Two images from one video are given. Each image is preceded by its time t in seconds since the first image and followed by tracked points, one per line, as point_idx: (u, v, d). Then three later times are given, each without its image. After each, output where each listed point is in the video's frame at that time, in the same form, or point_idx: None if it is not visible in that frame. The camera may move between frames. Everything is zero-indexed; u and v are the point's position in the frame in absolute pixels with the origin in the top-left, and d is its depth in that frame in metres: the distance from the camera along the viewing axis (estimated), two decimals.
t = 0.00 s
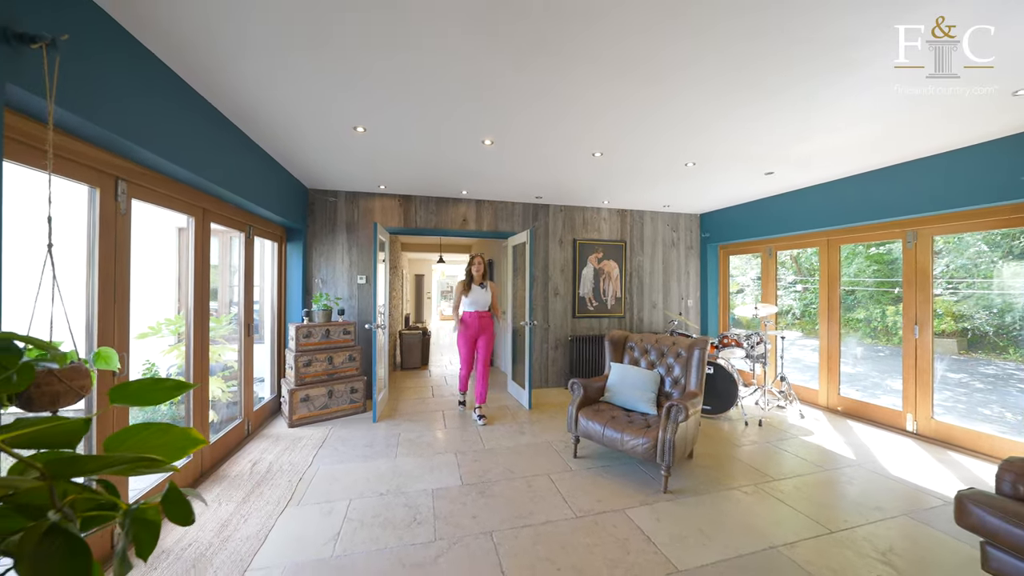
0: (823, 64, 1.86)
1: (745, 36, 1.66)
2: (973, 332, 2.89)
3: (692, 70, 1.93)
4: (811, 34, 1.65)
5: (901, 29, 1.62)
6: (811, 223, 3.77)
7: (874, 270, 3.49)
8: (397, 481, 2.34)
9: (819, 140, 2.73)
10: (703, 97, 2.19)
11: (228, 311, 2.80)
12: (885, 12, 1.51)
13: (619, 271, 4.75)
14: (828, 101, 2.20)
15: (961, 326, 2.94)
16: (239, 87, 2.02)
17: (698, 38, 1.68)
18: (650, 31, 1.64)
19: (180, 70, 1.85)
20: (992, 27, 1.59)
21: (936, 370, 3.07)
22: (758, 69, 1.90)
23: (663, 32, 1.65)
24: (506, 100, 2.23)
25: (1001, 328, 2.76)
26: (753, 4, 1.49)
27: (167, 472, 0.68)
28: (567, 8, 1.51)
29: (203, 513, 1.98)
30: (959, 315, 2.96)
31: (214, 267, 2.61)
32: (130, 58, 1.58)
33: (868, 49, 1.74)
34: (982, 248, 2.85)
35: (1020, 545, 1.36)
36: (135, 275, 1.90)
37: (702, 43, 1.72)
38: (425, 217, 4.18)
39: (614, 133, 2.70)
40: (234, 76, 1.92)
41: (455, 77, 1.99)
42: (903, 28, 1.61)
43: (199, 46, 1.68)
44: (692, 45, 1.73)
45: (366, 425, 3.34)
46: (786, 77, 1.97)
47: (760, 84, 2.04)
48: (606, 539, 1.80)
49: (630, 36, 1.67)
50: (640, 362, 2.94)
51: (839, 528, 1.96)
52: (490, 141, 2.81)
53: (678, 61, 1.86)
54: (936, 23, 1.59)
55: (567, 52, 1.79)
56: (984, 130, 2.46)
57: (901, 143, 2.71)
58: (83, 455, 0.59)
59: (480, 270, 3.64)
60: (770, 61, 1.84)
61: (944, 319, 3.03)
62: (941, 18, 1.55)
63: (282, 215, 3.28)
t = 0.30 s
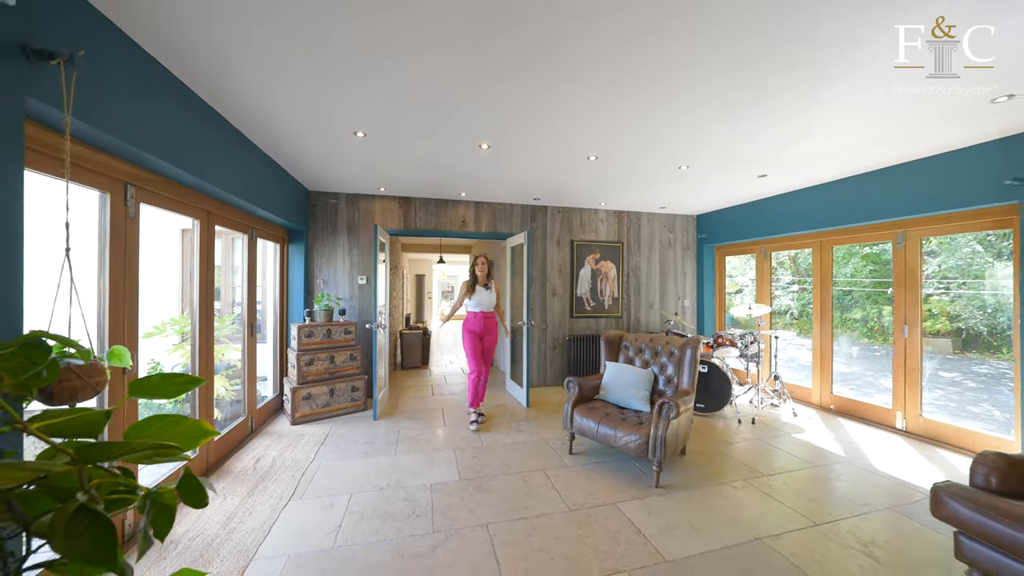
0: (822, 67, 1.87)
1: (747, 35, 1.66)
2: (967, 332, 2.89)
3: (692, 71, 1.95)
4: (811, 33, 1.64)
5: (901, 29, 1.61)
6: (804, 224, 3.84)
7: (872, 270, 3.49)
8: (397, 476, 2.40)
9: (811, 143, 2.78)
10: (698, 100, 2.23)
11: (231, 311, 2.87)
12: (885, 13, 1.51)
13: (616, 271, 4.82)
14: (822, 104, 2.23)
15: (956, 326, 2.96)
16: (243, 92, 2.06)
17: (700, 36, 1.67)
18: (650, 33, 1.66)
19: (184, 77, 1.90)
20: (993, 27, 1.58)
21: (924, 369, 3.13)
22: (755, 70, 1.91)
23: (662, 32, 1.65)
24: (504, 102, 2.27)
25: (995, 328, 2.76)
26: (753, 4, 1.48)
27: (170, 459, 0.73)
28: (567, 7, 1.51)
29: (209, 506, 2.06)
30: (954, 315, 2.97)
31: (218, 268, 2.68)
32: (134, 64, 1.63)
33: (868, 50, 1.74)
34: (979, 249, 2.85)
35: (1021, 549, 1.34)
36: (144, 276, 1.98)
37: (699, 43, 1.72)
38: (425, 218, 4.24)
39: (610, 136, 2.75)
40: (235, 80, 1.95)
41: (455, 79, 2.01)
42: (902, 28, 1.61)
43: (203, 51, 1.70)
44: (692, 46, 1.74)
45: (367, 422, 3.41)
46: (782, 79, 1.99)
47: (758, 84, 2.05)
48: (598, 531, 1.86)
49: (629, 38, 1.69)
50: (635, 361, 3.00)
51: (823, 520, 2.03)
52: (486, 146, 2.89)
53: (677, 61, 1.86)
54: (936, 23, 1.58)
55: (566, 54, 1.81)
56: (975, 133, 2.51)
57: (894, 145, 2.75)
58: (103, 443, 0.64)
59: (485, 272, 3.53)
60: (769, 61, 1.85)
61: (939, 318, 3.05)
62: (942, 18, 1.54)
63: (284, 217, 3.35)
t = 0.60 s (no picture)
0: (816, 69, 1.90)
1: (747, 35, 1.66)
2: (964, 332, 2.92)
3: (690, 72, 1.97)
4: (807, 36, 1.67)
5: (901, 30, 1.63)
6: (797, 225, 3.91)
7: (866, 270, 3.53)
8: (397, 471, 2.47)
9: (804, 145, 2.83)
10: (693, 103, 2.27)
11: (234, 311, 2.93)
12: (877, 16, 1.54)
13: (614, 272, 4.88)
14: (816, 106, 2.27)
15: (951, 326, 2.98)
16: (247, 96, 2.10)
17: (698, 38, 1.69)
18: (649, 35, 1.68)
19: (190, 82, 1.94)
20: (992, 27, 1.59)
21: (914, 368, 3.20)
22: (749, 72, 1.96)
23: (660, 36, 1.68)
24: (504, 105, 2.31)
25: (989, 328, 2.80)
26: (753, 4, 1.49)
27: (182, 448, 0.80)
28: (566, 11, 1.53)
29: (215, 499, 2.12)
30: (948, 315, 3.00)
31: (222, 269, 2.75)
32: (139, 68, 1.65)
33: (861, 53, 1.78)
34: (974, 250, 2.88)
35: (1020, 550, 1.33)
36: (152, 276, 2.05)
37: (696, 46, 1.75)
38: (424, 219, 4.31)
39: (607, 138, 2.81)
40: (239, 84, 1.99)
41: (455, 82, 2.05)
42: (903, 28, 1.62)
43: (208, 56, 1.74)
44: (691, 47, 1.76)
45: (367, 420, 3.47)
46: (776, 82, 2.03)
47: (755, 86, 2.08)
48: (592, 524, 1.93)
49: (628, 41, 1.72)
50: (630, 359, 3.07)
51: (810, 513, 2.10)
52: (484, 149, 2.97)
53: (674, 63, 1.88)
54: (936, 23, 1.59)
55: (564, 57, 1.84)
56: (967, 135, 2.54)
57: (887, 146, 2.79)
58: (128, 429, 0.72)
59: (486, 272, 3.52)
60: (763, 65, 1.89)
61: (933, 318, 3.09)
62: (941, 18, 1.55)
63: (287, 219, 3.42)
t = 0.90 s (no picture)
0: (813, 70, 1.92)
1: (746, 36, 1.66)
2: (958, 332, 2.96)
3: (689, 75, 1.98)
4: (803, 38, 1.67)
5: (901, 29, 1.63)
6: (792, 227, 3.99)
7: (863, 270, 3.57)
8: (398, 466, 2.53)
9: (796, 147, 2.89)
10: (688, 107, 2.32)
11: (239, 310, 3.00)
12: (872, 20, 1.56)
13: (612, 272, 4.94)
14: (809, 109, 2.31)
15: (947, 326, 3.02)
16: (253, 102, 2.16)
17: (694, 43, 1.72)
18: (647, 38, 1.69)
19: (196, 87, 1.97)
20: (992, 27, 1.59)
21: (904, 367, 3.26)
22: (749, 73, 1.95)
23: (658, 38, 1.69)
24: (502, 108, 2.34)
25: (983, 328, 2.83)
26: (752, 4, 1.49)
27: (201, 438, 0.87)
28: (564, 15, 1.55)
29: (222, 492, 2.19)
30: (944, 315, 3.04)
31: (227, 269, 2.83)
32: (150, 74, 1.69)
33: (858, 55, 1.79)
34: (970, 250, 2.91)
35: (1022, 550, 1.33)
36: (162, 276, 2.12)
37: (693, 48, 1.76)
38: (425, 220, 4.38)
39: (604, 141, 2.86)
40: (244, 91, 2.04)
41: (455, 87, 2.09)
42: (902, 28, 1.62)
43: (214, 64, 1.79)
44: (690, 49, 1.76)
45: (369, 417, 3.53)
46: (771, 85, 2.05)
47: (755, 87, 2.08)
48: (587, 516, 1.99)
49: (624, 46, 1.75)
50: (626, 358, 3.14)
51: (798, 506, 2.17)
52: (484, 151, 3.03)
53: (671, 66, 1.91)
54: (936, 23, 1.59)
55: (562, 61, 1.87)
56: (957, 138, 2.60)
57: (880, 148, 2.84)
58: (159, 414, 0.79)
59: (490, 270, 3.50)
60: (760, 67, 1.90)
61: (929, 318, 3.12)
62: (942, 18, 1.55)
63: (290, 220, 3.49)
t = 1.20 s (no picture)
0: (804, 76, 1.98)
1: (746, 36, 1.69)
2: (953, 332, 3.00)
3: (690, 77, 2.02)
4: (797, 43, 1.73)
5: (901, 29, 1.64)
6: (787, 228, 4.06)
7: (860, 269, 3.61)
8: (401, 462, 2.61)
9: (789, 150, 2.96)
10: (682, 111, 2.40)
11: (244, 310, 3.07)
12: (863, 25, 1.61)
13: (610, 272, 5.01)
14: (801, 113, 2.38)
15: (942, 326, 3.06)
16: (261, 106, 2.22)
17: (689, 47, 1.77)
18: (649, 40, 1.73)
19: (206, 91, 2.02)
20: (992, 27, 1.60)
21: (896, 365, 3.34)
22: (741, 77, 2.01)
23: (654, 43, 1.75)
24: (503, 111, 2.41)
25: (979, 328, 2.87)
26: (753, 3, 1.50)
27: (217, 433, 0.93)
28: (564, 21, 1.61)
29: (230, 487, 2.26)
30: (939, 315, 3.08)
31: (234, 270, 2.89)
32: (163, 82, 1.76)
33: (852, 57, 1.83)
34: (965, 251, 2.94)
35: None
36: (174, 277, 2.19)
37: (689, 53, 1.82)
38: (426, 221, 4.45)
39: (602, 144, 2.93)
40: (253, 95, 2.10)
41: (458, 92, 2.16)
42: (903, 28, 1.64)
43: (224, 68, 1.83)
44: (690, 52, 1.81)
45: (371, 415, 3.61)
46: (764, 89, 2.11)
47: (752, 90, 2.13)
48: (584, 508, 2.06)
49: (621, 51, 1.81)
50: (623, 356, 3.22)
51: (789, 500, 2.24)
52: (484, 154, 3.10)
53: (667, 71, 1.97)
54: (936, 23, 1.61)
55: (562, 65, 1.93)
56: (945, 141, 2.67)
57: (870, 150, 2.91)
58: (180, 406, 0.87)
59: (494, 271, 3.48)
60: (755, 70, 1.95)
61: (925, 318, 3.16)
62: (941, 18, 1.57)
63: (295, 222, 3.57)
